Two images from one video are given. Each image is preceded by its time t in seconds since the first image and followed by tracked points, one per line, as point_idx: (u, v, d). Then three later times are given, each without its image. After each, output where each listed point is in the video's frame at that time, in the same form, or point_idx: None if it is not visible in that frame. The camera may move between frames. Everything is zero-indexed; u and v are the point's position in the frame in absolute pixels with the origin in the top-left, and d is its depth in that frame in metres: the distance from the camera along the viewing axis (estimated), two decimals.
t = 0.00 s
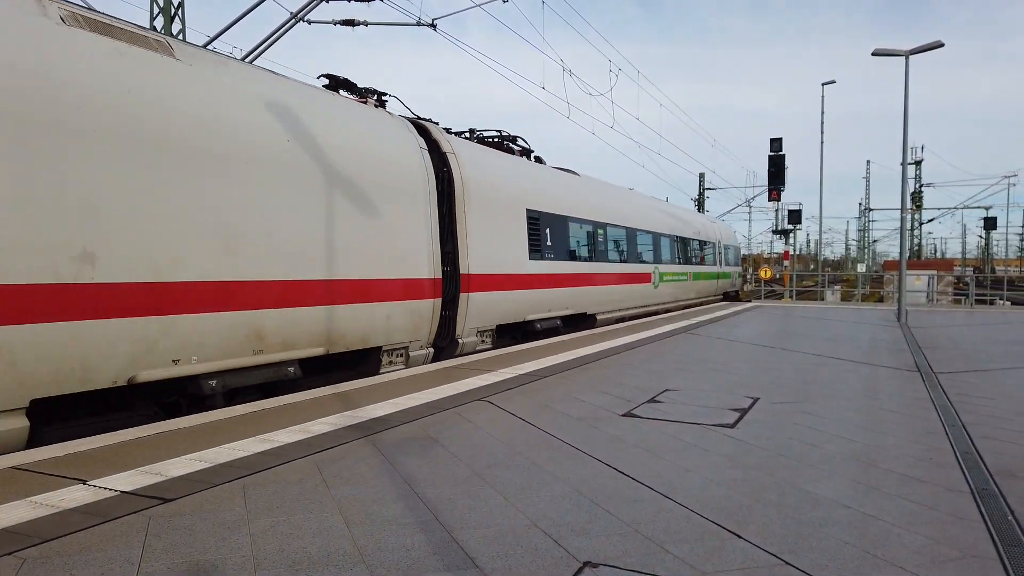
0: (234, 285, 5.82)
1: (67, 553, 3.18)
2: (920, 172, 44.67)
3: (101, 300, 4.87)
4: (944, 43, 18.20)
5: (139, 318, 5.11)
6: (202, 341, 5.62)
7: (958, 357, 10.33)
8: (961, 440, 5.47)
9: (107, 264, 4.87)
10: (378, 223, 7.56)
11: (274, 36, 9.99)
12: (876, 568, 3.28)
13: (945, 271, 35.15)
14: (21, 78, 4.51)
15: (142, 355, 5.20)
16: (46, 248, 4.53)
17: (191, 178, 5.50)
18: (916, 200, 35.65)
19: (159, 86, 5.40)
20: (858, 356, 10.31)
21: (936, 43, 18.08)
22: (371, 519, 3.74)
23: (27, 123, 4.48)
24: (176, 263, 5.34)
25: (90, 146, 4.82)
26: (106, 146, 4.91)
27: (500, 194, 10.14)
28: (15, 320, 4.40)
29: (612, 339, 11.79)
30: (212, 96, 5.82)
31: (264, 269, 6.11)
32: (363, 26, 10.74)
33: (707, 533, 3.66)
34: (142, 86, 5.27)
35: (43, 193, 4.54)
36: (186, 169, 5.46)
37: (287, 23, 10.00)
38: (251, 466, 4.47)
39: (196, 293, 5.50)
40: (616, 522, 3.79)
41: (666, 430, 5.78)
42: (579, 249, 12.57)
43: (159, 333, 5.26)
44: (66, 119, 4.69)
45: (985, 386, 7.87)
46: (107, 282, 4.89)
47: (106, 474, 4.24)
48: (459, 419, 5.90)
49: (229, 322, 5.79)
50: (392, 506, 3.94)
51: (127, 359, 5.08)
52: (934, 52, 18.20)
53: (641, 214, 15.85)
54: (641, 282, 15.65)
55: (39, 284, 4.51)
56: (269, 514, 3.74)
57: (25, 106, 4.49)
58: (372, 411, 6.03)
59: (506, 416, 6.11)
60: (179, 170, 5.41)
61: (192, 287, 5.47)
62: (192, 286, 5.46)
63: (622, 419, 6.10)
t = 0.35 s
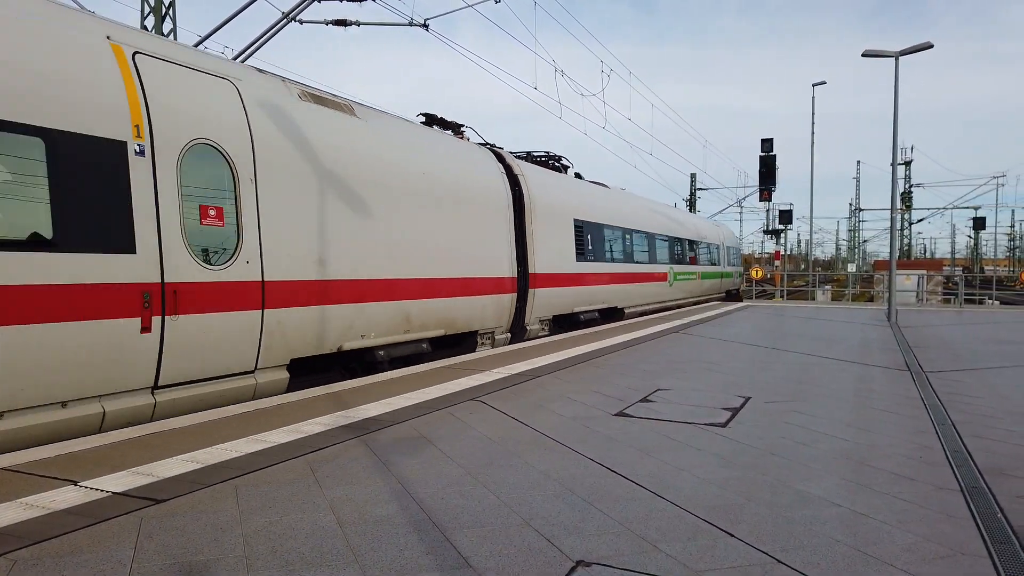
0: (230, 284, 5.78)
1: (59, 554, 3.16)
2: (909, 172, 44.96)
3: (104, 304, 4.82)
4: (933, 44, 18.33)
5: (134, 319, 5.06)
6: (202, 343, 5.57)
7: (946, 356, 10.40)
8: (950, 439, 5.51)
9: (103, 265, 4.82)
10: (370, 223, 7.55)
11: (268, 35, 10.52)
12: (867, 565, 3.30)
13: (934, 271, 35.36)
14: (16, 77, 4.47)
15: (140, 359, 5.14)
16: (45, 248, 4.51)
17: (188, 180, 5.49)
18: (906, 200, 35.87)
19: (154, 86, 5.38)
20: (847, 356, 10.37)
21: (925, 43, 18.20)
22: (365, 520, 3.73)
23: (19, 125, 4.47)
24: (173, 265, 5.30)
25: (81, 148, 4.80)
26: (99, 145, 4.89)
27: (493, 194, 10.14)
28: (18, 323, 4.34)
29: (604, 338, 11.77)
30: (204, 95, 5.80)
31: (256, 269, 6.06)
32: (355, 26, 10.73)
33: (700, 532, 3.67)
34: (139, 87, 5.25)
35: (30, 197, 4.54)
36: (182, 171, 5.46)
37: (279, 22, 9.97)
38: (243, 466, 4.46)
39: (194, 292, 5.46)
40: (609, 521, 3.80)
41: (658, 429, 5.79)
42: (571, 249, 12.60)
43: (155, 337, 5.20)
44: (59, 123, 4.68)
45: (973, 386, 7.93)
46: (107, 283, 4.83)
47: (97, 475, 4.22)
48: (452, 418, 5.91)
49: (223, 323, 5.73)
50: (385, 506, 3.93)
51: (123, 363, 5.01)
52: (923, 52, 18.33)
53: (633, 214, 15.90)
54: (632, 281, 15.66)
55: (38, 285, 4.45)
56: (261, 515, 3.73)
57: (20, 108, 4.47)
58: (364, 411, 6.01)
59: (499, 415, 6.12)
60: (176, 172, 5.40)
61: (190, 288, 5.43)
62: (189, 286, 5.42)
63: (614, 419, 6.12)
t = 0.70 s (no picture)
0: (222, 283, 5.79)
1: (51, 556, 3.15)
2: (900, 173, 45.21)
3: (97, 303, 4.85)
4: (924, 44, 18.43)
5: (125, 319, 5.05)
6: (191, 340, 5.59)
7: (938, 355, 10.45)
8: (942, 438, 5.54)
9: (96, 265, 4.85)
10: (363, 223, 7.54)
11: (260, 33, 10.44)
12: (860, 564, 3.31)
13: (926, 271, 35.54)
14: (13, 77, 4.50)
15: (131, 357, 5.14)
16: (38, 249, 4.52)
17: (178, 181, 5.55)
18: (897, 200, 36.06)
19: (150, 87, 5.41)
20: (840, 355, 10.41)
21: (916, 43, 18.29)
22: (358, 520, 3.73)
23: (16, 125, 4.50)
24: (165, 265, 5.34)
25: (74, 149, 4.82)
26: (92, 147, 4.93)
27: (486, 194, 10.14)
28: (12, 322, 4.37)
29: (597, 338, 11.75)
30: (198, 95, 5.81)
31: (249, 269, 6.05)
32: (347, 26, 10.71)
33: (693, 531, 3.68)
34: (135, 87, 5.29)
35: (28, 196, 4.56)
36: (174, 173, 5.51)
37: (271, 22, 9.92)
38: (236, 467, 4.44)
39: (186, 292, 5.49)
40: (603, 521, 3.81)
41: (652, 429, 5.79)
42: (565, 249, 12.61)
43: (148, 336, 5.23)
44: (56, 124, 4.72)
45: (964, 385, 7.96)
46: (100, 283, 4.87)
47: (89, 477, 4.19)
48: (446, 419, 5.90)
49: (215, 323, 5.75)
50: (379, 507, 3.92)
51: (115, 362, 5.04)
52: (914, 53, 18.42)
53: (626, 214, 15.93)
54: (625, 282, 15.64)
55: (31, 284, 4.47)
56: (255, 516, 3.71)
57: (20, 109, 4.51)
58: (358, 412, 5.99)
59: (493, 415, 6.11)
60: (167, 173, 5.46)
61: (183, 288, 5.47)
62: (180, 285, 5.43)
63: (608, 419, 6.12)
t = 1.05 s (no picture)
0: (219, 284, 5.78)
1: (50, 556, 3.14)
2: (897, 172, 45.27)
3: (96, 303, 4.87)
4: (921, 44, 18.45)
5: (122, 319, 5.03)
6: (189, 341, 5.57)
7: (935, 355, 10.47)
8: (940, 437, 5.55)
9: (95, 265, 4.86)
10: (361, 223, 7.51)
11: (257, 33, 10.21)
12: (860, 564, 3.31)
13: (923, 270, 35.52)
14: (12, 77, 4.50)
15: (128, 358, 5.13)
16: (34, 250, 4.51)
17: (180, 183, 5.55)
18: (894, 200, 36.08)
19: (151, 87, 5.41)
20: (838, 355, 10.41)
21: (914, 43, 18.31)
22: (357, 520, 3.72)
23: (17, 126, 4.51)
24: (164, 265, 5.34)
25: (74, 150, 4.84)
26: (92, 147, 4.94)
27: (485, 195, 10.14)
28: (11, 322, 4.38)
29: (595, 338, 11.73)
30: (197, 95, 5.79)
31: (247, 270, 6.05)
32: (345, 25, 10.71)
33: (692, 531, 3.68)
34: (136, 88, 5.29)
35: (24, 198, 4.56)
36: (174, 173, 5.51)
37: (268, 22, 9.89)
38: (234, 467, 4.43)
39: (185, 293, 5.49)
40: (602, 521, 3.80)
41: (650, 429, 5.79)
42: (563, 248, 12.59)
43: (147, 336, 5.24)
44: (56, 124, 4.72)
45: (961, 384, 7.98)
46: (98, 283, 4.88)
47: (87, 477, 4.19)
48: (444, 419, 5.90)
49: (214, 323, 5.76)
50: (378, 507, 3.91)
51: (115, 362, 5.05)
52: (912, 53, 18.43)
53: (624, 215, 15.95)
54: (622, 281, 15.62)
55: (28, 283, 4.48)
56: (253, 517, 3.70)
57: (19, 109, 4.52)
58: (356, 412, 5.98)
59: (492, 415, 6.11)
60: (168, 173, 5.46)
61: (182, 287, 5.47)
62: (177, 285, 5.43)
63: (607, 418, 6.12)
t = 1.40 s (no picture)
0: (218, 284, 5.77)
1: (48, 557, 3.13)
2: (895, 172, 45.36)
3: (95, 304, 4.85)
4: (919, 44, 18.50)
5: (120, 320, 5.02)
6: (188, 341, 5.57)
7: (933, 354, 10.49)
8: (938, 437, 5.56)
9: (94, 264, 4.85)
10: (359, 223, 7.51)
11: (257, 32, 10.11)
12: (859, 564, 3.31)
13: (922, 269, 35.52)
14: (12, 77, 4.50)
15: (127, 358, 5.13)
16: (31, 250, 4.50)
17: (183, 185, 5.59)
18: (893, 200, 36.14)
19: (152, 88, 5.42)
20: (836, 354, 10.42)
21: (911, 43, 18.37)
22: (355, 520, 3.72)
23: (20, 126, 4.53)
24: (163, 265, 5.33)
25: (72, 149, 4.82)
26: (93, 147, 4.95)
27: (484, 195, 10.14)
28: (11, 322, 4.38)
29: (593, 338, 11.71)
30: (195, 95, 5.79)
31: (246, 269, 6.04)
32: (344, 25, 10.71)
33: (691, 531, 3.68)
34: (136, 89, 5.29)
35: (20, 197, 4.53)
36: (174, 174, 5.52)
37: (267, 22, 9.84)
38: (232, 468, 4.42)
39: (184, 293, 5.49)
40: (600, 521, 3.80)
41: (649, 429, 5.79)
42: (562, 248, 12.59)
43: (147, 337, 5.23)
44: (55, 125, 4.73)
45: (959, 384, 7.99)
46: (97, 283, 4.86)
47: (86, 477, 4.18)
48: (443, 419, 5.89)
49: (213, 323, 5.74)
50: (377, 507, 3.91)
51: (113, 363, 5.04)
52: (909, 52, 18.48)
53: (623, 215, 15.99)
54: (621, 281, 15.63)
55: (26, 284, 4.47)
56: (252, 517, 3.70)
57: (20, 109, 4.53)
58: (355, 412, 5.98)
59: (491, 415, 6.11)
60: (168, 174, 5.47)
61: (180, 288, 5.45)
62: (176, 285, 5.42)
63: (606, 418, 6.12)
